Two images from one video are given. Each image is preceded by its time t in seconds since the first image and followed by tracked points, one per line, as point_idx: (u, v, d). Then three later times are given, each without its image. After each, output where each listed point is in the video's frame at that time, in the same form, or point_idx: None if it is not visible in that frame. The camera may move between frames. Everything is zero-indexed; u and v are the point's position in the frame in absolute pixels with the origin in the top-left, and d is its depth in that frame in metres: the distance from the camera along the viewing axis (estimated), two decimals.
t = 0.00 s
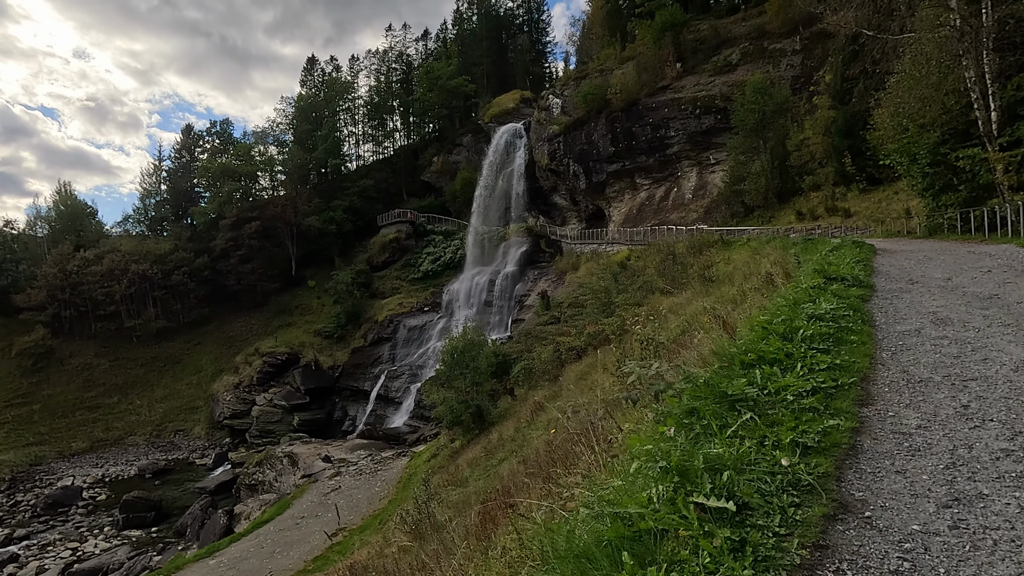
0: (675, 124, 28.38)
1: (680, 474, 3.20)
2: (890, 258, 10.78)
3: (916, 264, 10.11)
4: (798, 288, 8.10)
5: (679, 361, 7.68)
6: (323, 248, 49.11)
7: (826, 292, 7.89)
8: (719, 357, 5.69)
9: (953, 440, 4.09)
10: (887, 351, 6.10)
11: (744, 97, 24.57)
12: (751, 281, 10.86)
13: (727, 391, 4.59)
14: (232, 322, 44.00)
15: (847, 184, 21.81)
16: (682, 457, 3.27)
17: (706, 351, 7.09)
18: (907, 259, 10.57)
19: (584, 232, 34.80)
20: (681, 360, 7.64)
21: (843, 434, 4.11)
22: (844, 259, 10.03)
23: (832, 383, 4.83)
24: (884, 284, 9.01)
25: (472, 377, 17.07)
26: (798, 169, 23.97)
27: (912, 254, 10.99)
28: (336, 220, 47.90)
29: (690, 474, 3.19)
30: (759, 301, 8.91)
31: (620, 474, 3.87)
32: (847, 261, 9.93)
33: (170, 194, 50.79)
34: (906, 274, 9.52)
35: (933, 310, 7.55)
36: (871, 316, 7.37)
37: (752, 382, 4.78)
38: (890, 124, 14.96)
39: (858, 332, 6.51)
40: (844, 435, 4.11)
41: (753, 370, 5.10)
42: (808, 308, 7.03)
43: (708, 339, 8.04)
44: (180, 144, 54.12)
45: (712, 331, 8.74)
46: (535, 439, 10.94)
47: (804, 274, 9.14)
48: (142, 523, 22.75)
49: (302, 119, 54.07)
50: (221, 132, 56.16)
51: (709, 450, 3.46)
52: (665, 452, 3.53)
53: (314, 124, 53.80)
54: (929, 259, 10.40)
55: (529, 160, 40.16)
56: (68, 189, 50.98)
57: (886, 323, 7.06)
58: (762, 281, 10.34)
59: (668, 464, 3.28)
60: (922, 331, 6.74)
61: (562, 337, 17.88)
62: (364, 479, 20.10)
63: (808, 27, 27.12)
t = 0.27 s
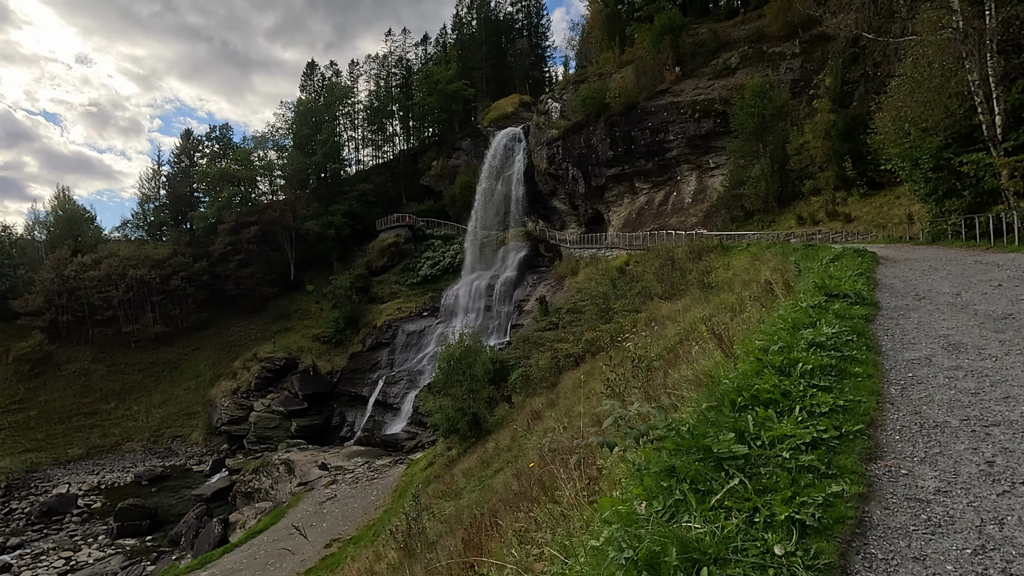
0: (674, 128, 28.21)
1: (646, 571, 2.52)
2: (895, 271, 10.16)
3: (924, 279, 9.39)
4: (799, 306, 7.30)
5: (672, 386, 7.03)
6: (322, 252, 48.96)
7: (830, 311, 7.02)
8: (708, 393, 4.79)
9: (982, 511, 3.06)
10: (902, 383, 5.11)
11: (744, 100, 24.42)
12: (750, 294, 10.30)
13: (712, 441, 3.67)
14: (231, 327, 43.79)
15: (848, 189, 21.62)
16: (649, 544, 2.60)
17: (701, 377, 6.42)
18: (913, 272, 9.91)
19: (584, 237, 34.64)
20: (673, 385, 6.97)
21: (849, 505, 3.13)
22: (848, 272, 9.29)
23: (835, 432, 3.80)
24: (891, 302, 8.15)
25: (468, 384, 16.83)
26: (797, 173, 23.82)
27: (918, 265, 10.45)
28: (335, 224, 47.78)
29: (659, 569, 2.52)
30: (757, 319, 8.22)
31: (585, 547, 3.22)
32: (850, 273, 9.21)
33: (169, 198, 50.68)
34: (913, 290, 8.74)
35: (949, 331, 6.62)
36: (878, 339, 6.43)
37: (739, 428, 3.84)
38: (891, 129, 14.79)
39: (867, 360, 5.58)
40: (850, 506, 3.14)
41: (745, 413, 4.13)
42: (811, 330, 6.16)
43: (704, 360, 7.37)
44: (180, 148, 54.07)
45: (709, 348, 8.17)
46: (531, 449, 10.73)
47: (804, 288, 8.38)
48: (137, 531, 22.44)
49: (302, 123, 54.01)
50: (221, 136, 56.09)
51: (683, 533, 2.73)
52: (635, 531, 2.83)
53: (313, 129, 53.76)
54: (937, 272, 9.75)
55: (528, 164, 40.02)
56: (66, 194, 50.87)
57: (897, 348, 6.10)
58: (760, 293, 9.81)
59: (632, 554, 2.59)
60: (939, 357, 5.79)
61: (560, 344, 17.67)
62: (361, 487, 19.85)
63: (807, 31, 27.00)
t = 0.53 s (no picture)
0: (674, 131, 28.07)
1: None
2: (897, 281, 9.69)
3: (926, 291, 8.95)
4: (797, 320, 6.86)
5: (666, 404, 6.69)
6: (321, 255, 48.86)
7: (829, 327, 6.58)
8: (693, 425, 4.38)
9: None
10: (903, 413, 4.72)
11: (744, 103, 24.30)
12: (747, 303, 9.91)
13: (690, 488, 3.27)
14: (230, 331, 43.69)
15: (849, 192, 21.46)
16: None
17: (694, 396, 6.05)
18: (915, 281, 9.43)
19: (583, 240, 34.50)
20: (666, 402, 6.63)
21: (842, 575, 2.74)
22: (849, 282, 8.82)
23: (828, 481, 3.40)
24: (892, 317, 7.71)
25: (465, 390, 16.62)
26: (799, 176, 23.66)
27: (922, 274, 9.97)
28: (335, 228, 47.68)
29: None
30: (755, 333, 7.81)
31: None
32: (851, 284, 8.75)
33: (169, 202, 50.65)
34: (916, 303, 8.28)
35: (953, 351, 6.21)
36: (877, 360, 6.03)
37: (720, 472, 3.44)
38: (892, 132, 14.68)
39: (866, 386, 5.18)
40: None
41: (729, 453, 3.74)
42: (808, 349, 5.75)
43: (700, 377, 7.01)
44: (180, 152, 54.09)
45: (707, 361, 7.85)
46: (528, 458, 10.54)
47: (803, 298, 7.93)
48: (133, 537, 22.21)
49: (302, 126, 53.98)
50: (221, 140, 56.08)
51: None
52: None
53: (313, 132, 53.74)
54: (941, 283, 9.26)
55: (528, 168, 39.91)
56: (66, 198, 50.85)
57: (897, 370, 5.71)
58: (758, 303, 9.43)
59: None
60: (941, 381, 5.39)
61: (558, 349, 17.49)
62: (358, 493, 19.66)
63: (808, 33, 26.86)
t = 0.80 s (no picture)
0: (673, 136, 27.94)
1: None
2: (898, 293, 9.06)
3: (929, 304, 8.32)
4: (789, 339, 6.20)
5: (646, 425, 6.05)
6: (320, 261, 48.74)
7: (828, 348, 5.90)
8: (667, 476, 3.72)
9: None
10: (914, 452, 4.01)
11: (743, 108, 24.18)
12: (743, 318, 9.37)
13: None
14: (229, 336, 43.53)
15: (849, 198, 21.30)
16: None
17: (679, 422, 5.39)
18: (917, 294, 8.80)
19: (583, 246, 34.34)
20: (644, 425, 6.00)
21: None
22: (847, 298, 8.19)
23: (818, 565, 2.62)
24: (895, 334, 7.04)
25: (461, 399, 16.37)
26: (799, 181, 23.51)
27: (926, 286, 9.33)
28: (334, 233, 47.60)
29: None
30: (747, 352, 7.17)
31: None
32: (851, 299, 8.11)
33: (168, 207, 50.58)
34: (921, 318, 7.62)
35: (964, 374, 5.53)
36: (879, 385, 5.36)
37: (691, 552, 2.76)
38: (893, 138, 14.56)
39: (869, 418, 4.50)
40: None
41: (705, 520, 3.07)
42: (802, 375, 5.08)
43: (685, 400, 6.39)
44: (180, 157, 54.11)
45: (696, 381, 7.26)
46: (522, 471, 10.31)
47: (798, 314, 7.30)
48: (127, 547, 21.84)
49: (302, 132, 54.00)
50: (221, 145, 56.09)
51: None
52: None
53: (313, 137, 53.76)
54: (946, 296, 8.60)
55: (528, 173, 39.80)
56: (66, 204, 50.78)
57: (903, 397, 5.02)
58: (753, 319, 8.87)
59: None
60: (953, 413, 4.69)
61: (556, 356, 17.29)
62: (353, 502, 19.40)
63: (808, 38, 26.79)
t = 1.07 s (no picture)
0: (675, 143, 27.82)
1: None
2: (905, 307, 8.64)
3: (937, 319, 7.91)
4: (788, 360, 5.82)
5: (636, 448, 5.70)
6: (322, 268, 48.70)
7: (830, 370, 5.51)
8: (651, 524, 3.33)
9: None
10: (929, 494, 3.58)
11: (745, 115, 24.07)
12: (743, 331, 9.05)
13: None
14: (230, 344, 43.45)
15: (853, 206, 21.12)
16: None
17: (671, 449, 5.01)
18: (925, 309, 8.37)
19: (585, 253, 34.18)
20: (634, 448, 5.64)
21: None
22: (852, 314, 7.78)
23: None
24: (903, 354, 6.62)
25: (460, 408, 16.11)
26: (801, 188, 23.35)
27: (934, 300, 8.90)
28: (336, 240, 47.62)
29: None
30: (745, 370, 6.80)
31: None
32: (855, 315, 7.72)
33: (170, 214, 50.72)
34: (930, 337, 7.19)
35: (981, 400, 5.09)
36: (887, 413, 4.95)
37: None
38: (898, 144, 14.41)
39: (876, 452, 4.09)
40: None
41: None
42: (802, 403, 4.70)
43: (679, 422, 6.04)
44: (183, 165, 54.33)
45: (693, 399, 6.92)
46: (520, 484, 10.07)
47: (799, 332, 6.93)
48: (124, 557, 21.53)
49: (305, 139, 54.17)
50: (224, 153, 56.31)
51: None
52: None
53: (315, 145, 53.94)
54: (955, 312, 8.17)
55: (529, 180, 39.74)
56: (69, 211, 50.96)
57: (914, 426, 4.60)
58: (753, 333, 8.53)
59: None
60: (971, 446, 4.26)
61: (556, 365, 17.07)
62: (352, 513, 19.15)
63: (809, 44, 26.72)
